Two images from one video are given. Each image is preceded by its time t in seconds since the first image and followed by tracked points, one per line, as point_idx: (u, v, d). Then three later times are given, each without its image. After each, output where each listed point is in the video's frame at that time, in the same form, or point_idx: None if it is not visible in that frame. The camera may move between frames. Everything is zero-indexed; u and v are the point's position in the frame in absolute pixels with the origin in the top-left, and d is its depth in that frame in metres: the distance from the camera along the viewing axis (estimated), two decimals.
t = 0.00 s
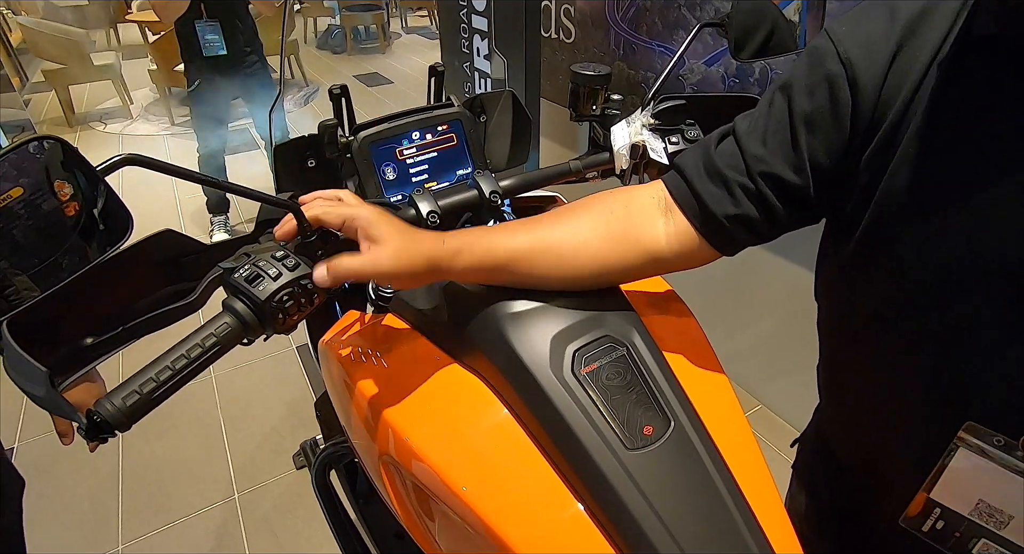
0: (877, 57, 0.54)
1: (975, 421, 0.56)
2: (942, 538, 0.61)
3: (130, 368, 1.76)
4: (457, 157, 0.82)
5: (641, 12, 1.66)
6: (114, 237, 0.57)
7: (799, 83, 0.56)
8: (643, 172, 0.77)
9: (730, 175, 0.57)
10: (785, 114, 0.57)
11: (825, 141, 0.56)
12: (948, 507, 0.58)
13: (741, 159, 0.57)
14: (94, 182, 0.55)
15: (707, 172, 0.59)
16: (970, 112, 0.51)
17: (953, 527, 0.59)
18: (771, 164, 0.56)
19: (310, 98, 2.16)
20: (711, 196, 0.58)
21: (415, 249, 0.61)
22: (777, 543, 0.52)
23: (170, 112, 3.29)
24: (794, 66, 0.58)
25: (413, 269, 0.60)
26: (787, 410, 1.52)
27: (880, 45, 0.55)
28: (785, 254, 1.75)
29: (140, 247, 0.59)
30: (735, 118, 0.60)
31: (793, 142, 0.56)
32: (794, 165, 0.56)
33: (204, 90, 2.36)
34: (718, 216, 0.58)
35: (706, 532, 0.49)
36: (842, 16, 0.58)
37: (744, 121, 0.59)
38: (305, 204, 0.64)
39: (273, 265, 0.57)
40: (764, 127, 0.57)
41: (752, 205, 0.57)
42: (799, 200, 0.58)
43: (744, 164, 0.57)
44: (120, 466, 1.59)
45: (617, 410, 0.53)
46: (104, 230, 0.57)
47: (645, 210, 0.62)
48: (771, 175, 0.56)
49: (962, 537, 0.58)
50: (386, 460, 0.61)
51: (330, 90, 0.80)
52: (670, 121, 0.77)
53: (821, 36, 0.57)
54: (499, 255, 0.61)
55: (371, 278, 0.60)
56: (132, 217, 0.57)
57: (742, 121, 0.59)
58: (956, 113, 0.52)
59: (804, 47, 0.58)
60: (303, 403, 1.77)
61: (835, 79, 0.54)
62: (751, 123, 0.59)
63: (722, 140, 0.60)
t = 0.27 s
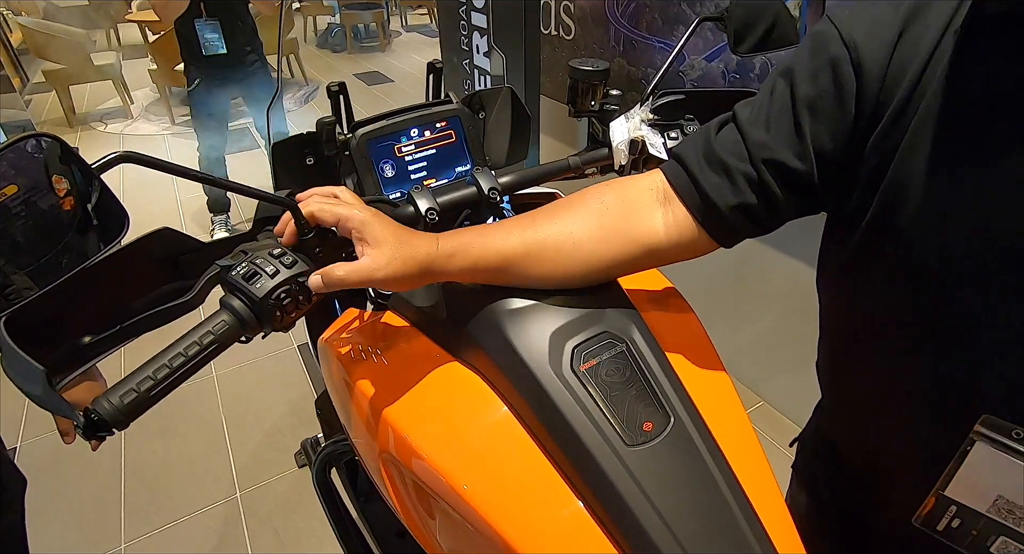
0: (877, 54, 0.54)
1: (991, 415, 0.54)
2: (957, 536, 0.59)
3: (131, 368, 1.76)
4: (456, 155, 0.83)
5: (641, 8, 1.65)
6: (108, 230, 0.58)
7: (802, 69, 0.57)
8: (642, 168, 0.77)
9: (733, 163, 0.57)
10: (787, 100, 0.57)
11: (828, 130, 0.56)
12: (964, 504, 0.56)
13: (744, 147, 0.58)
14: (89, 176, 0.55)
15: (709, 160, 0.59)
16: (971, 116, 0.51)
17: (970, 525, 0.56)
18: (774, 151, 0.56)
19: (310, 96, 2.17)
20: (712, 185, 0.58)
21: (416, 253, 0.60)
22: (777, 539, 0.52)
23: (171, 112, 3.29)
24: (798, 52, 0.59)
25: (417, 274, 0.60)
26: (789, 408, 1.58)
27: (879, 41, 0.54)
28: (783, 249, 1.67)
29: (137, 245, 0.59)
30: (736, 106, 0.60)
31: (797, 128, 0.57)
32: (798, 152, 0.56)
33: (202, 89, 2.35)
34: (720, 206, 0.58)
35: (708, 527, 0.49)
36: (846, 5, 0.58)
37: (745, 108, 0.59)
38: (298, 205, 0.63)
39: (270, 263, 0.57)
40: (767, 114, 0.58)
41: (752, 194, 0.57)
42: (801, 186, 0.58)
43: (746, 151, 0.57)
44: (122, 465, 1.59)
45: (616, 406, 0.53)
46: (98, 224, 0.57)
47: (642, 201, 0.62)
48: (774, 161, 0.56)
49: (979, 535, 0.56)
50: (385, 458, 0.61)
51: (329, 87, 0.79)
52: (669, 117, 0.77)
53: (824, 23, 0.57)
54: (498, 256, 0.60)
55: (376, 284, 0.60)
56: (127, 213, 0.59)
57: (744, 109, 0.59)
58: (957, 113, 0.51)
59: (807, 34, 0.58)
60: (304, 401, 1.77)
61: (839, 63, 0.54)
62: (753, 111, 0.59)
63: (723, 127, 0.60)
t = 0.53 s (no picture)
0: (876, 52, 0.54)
1: (991, 409, 0.55)
2: (958, 534, 0.59)
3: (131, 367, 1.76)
4: (455, 152, 0.82)
5: (641, 4, 1.65)
6: (106, 230, 0.58)
7: (801, 65, 0.56)
8: (642, 164, 0.78)
9: (731, 161, 0.57)
10: (786, 98, 0.56)
11: (827, 127, 0.55)
12: (965, 501, 0.57)
13: (742, 144, 0.57)
14: (88, 177, 0.56)
15: (707, 158, 0.58)
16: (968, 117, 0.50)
17: (971, 522, 0.57)
18: (773, 148, 0.56)
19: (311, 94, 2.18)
20: (710, 183, 0.58)
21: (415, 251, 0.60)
22: (778, 538, 0.52)
23: (172, 111, 3.29)
24: (795, 51, 0.58)
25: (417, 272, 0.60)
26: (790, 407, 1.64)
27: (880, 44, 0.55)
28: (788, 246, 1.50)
29: (136, 243, 0.59)
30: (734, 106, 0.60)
31: (795, 125, 0.56)
32: (797, 150, 0.56)
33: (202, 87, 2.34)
34: (719, 204, 0.57)
35: (709, 525, 0.49)
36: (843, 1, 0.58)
37: (743, 107, 0.59)
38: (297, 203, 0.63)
39: (270, 261, 0.57)
40: (765, 112, 0.57)
41: (750, 192, 0.56)
42: (800, 184, 0.57)
43: (745, 149, 0.57)
44: (124, 464, 1.60)
45: (617, 403, 0.53)
46: (96, 223, 0.58)
47: (641, 199, 0.61)
48: (773, 158, 0.55)
49: (980, 533, 0.56)
50: (385, 456, 0.61)
51: (328, 85, 0.79)
52: (669, 113, 0.77)
53: (821, 19, 0.57)
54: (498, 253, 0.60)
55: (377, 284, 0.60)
56: (126, 212, 0.59)
57: (742, 107, 0.59)
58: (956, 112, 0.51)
59: (806, 31, 0.58)
60: (305, 400, 1.77)
61: (836, 60, 0.54)
62: (751, 109, 0.58)
63: (721, 126, 0.60)
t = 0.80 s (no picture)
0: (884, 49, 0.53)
1: (987, 412, 0.55)
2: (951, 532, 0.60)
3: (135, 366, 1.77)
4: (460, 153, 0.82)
5: (643, 3, 1.64)
6: (111, 235, 0.58)
7: (803, 68, 0.56)
8: (647, 164, 0.77)
9: (739, 158, 0.57)
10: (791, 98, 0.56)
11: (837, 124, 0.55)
12: (961, 500, 0.57)
13: (750, 143, 0.57)
14: (94, 180, 0.55)
15: (715, 156, 0.58)
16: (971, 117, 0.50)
17: (966, 521, 0.57)
18: (781, 147, 0.55)
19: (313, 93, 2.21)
20: (718, 181, 0.57)
21: (425, 248, 0.60)
22: (784, 539, 0.52)
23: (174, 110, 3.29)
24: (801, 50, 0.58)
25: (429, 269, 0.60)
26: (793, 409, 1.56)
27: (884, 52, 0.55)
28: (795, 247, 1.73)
29: (141, 245, 0.59)
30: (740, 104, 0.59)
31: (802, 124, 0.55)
32: (803, 150, 0.55)
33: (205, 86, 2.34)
34: (731, 203, 0.57)
35: (715, 527, 0.49)
36: None
37: (750, 106, 0.58)
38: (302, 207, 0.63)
39: (275, 262, 0.57)
40: (771, 113, 0.57)
41: (760, 190, 0.56)
42: (806, 185, 0.57)
43: (753, 146, 0.56)
44: (128, 463, 1.60)
45: (621, 404, 0.53)
46: (101, 228, 0.57)
47: (653, 196, 0.61)
48: (780, 159, 0.55)
49: (974, 531, 0.57)
50: (389, 456, 0.61)
51: (330, 85, 0.79)
52: (673, 113, 0.77)
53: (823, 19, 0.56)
54: (508, 250, 0.61)
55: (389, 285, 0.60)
56: (131, 213, 0.58)
57: (751, 105, 0.59)
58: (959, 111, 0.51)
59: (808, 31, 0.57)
60: (307, 399, 1.78)
61: (837, 62, 0.54)
62: (759, 108, 0.58)
63: (729, 125, 0.59)
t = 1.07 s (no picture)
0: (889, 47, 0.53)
1: (1008, 415, 0.56)
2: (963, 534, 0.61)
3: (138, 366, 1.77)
4: (462, 152, 0.82)
5: (645, 3, 1.64)
6: (112, 236, 0.57)
7: (829, 46, 0.54)
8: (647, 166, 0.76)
9: (751, 141, 0.55)
10: (812, 78, 0.55)
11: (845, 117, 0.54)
12: (976, 503, 0.59)
13: (764, 124, 0.55)
14: (95, 182, 0.54)
15: (724, 137, 0.57)
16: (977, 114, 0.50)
17: (979, 523, 0.59)
18: (794, 130, 0.54)
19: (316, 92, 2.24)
20: (727, 165, 0.56)
21: (431, 244, 0.60)
22: (787, 539, 0.52)
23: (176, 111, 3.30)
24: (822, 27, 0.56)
25: (436, 265, 0.61)
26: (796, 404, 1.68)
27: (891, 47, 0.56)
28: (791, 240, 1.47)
29: (141, 246, 0.59)
30: (757, 81, 0.58)
31: (819, 109, 0.54)
32: (819, 134, 0.54)
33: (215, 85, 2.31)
34: (734, 190, 0.56)
35: (719, 528, 0.49)
36: None
37: (767, 85, 0.57)
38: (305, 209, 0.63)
39: (276, 262, 0.57)
40: (789, 93, 0.55)
41: (765, 178, 0.56)
42: (815, 171, 0.56)
43: (765, 128, 0.55)
44: (132, 462, 1.61)
45: (622, 404, 0.53)
46: (101, 229, 0.57)
47: (656, 175, 0.60)
48: (793, 143, 0.54)
49: (987, 534, 0.59)
50: (391, 456, 0.61)
51: (332, 86, 0.79)
52: (674, 112, 0.77)
53: None
54: (513, 242, 0.60)
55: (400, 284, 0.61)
56: (133, 212, 0.57)
57: (765, 83, 0.57)
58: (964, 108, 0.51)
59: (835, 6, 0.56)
60: (311, 398, 1.78)
61: (869, 43, 0.53)
62: (775, 86, 0.56)
63: (741, 101, 0.58)
